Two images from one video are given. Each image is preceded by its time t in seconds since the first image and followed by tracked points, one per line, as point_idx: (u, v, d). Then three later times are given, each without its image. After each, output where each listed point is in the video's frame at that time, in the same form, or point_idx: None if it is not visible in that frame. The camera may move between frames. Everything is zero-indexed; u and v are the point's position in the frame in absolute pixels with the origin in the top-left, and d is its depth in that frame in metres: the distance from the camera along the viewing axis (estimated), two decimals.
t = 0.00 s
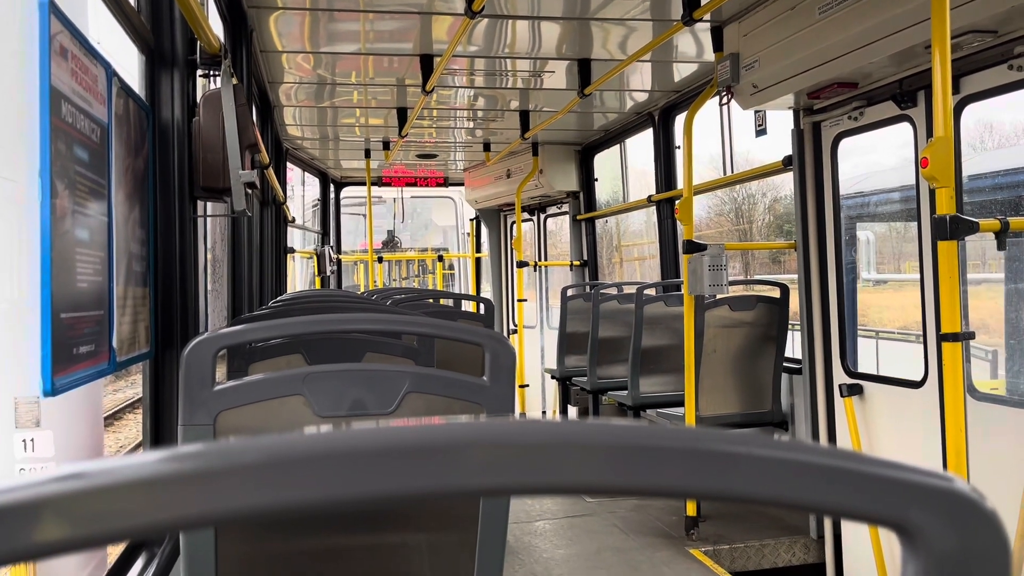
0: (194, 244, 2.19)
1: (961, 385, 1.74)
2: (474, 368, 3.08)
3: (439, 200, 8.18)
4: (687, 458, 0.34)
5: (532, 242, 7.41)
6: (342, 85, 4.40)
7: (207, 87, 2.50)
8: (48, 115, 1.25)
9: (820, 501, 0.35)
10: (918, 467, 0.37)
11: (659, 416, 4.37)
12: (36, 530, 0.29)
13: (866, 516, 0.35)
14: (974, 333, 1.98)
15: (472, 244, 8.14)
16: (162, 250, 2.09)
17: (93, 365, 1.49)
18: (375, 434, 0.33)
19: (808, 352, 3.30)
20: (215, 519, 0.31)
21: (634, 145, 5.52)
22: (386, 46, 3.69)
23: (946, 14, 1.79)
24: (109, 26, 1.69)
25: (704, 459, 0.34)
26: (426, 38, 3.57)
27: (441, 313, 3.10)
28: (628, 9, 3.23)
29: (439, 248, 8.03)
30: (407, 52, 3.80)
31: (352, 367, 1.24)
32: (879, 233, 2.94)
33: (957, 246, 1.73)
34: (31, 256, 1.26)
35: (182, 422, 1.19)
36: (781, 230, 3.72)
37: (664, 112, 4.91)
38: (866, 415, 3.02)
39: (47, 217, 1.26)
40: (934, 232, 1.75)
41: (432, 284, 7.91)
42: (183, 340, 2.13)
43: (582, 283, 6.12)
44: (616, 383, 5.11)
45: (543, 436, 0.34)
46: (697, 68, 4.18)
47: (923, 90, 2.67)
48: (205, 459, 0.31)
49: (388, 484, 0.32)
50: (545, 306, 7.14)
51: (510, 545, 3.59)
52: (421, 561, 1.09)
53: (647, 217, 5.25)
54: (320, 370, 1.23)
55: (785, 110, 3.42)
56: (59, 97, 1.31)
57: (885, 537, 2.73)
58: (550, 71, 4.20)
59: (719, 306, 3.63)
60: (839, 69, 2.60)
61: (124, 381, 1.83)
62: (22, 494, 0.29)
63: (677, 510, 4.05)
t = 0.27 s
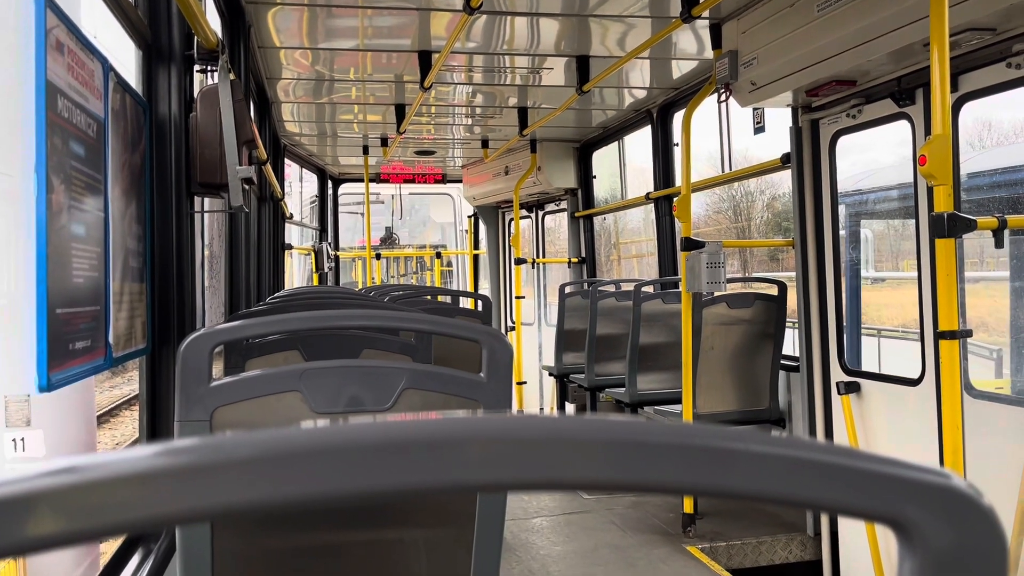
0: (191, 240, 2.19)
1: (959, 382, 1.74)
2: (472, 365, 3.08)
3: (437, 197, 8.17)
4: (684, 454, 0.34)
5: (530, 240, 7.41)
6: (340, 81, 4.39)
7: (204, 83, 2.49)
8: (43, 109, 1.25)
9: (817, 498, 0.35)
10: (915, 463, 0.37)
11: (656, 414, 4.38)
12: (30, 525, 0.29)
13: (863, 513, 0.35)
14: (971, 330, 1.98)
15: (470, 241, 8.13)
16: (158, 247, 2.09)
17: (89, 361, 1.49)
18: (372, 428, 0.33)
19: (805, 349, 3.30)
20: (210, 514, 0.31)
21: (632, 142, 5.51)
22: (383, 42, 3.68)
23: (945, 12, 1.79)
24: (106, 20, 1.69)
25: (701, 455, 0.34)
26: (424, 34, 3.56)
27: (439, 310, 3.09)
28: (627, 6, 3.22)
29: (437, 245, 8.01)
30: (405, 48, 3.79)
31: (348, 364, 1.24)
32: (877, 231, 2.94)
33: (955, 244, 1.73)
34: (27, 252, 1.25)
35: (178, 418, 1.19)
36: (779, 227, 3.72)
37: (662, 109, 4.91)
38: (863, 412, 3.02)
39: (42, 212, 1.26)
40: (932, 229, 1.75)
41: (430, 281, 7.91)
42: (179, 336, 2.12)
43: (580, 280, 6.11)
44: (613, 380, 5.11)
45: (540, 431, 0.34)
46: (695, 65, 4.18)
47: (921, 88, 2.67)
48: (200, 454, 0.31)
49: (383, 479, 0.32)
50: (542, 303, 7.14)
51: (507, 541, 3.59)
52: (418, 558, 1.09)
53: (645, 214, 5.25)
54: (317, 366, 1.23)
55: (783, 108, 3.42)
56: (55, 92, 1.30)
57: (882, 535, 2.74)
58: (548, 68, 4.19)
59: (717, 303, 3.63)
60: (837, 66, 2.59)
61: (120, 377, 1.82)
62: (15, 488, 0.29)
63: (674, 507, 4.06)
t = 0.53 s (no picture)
0: (188, 235, 2.18)
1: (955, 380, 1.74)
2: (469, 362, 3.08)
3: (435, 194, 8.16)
4: (680, 450, 0.34)
5: (528, 236, 7.41)
6: (338, 77, 4.38)
7: (201, 78, 2.48)
8: (39, 103, 1.24)
9: (813, 494, 0.35)
10: (913, 460, 0.37)
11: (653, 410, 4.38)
12: (25, 518, 0.29)
13: (858, 509, 0.35)
14: (968, 328, 1.98)
15: (467, 238, 8.13)
16: (155, 242, 2.08)
17: (86, 356, 1.49)
18: (369, 423, 0.33)
19: (802, 346, 3.31)
20: (206, 508, 0.31)
21: (630, 139, 5.51)
22: (381, 38, 3.67)
23: (942, 9, 1.79)
24: (102, 14, 1.68)
25: (697, 451, 0.34)
26: (422, 30, 3.55)
27: (436, 306, 3.09)
28: (625, 3, 3.22)
29: (434, 242, 8.01)
30: (403, 44, 3.78)
31: (345, 359, 1.24)
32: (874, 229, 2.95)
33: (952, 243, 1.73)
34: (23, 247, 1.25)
35: (175, 414, 1.19)
36: (777, 225, 3.72)
37: (660, 106, 4.91)
38: (860, 410, 3.03)
39: (39, 207, 1.25)
40: (929, 228, 1.75)
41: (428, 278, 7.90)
42: (176, 332, 2.12)
43: (578, 277, 6.12)
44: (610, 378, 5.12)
45: (538, 426, 0.34)
46: (693, 62, 4.17)
47: (919, 86, 2.67)
48: (196, 448, 0.31)
49: (380, 473, 0.32)
50: (540, 300, 7.14)
51: (504, 538, 3.60)
52: (415, 554, 1.09)
53: (642, 212, 5.25)
54: (314, 362, 1.23)
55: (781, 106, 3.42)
56: (51, 86, 1.30)
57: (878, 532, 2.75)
58: (546, 65, 4.18)
59: (714, 300, 3.63)
60: (835, 64, 2.59)
61: (117, 373, 1.82)
62: (10, 481, 0.29)
63: (671, 504, 4.07)
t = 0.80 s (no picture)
0: (184, 229, 2.17)
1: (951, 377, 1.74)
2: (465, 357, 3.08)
3: (432, 189, 8.15)
4: (678, 440, 0.34)
5: (524, 232, 7.40)
6: (335, 72, 4.36)
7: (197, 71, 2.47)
8: (33, 94, 1.23)
9: (811, 485, 0.35)
10: (910, 450, 0.36)
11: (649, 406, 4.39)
12: (15, 505, 0.28)
13: (856, 499, 0.35)
14: (964, 325, 1.99)
15: (464, 234, 8.12)
16: (150, 237, 2.07)
17: (79, 349, 1.48)
18: (365, 411, 0.33)
19: (798, 343, 3.32)
20: (198, 496, 0.30)
21: (628, 135, 5.50)
22: (378, 32, 3.65)
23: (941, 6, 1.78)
24: (97, 5, 1.67)
25: (695, 440, 0.34)
26: (419, 24, 3.54)
27: (432, 301, 3.09)
28: None
29: (431, 237, 8.00)
30: (400, 39, 3.77)
31: (341, 353, 1.23)
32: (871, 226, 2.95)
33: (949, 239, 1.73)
34: (16, 239, 1.24)
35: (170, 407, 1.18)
36: (774, 222, 3.73)
37: (658, 102, 4.90)
38: (856, 406, 3.04)
39: (32, 199, 1.24)
40: (926, 224, 1.75)
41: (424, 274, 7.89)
42: (171, 326, 2.11)
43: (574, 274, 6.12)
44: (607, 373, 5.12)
45: (535, 416, 0.33)
46: (691, 59, 4.17)
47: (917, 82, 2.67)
48: (189, 436, 0.30)
49: (375, 461, 0.32)
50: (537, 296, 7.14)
51: (499, 533, 3.60)
52: (411, 548, 1.09)
53: (639, 208, 5.25)
54: (310, 355, 1.22)
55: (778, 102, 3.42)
56: (45, 76, 1.29)
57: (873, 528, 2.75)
58: (544, 60, 4.17)
59: (711, 297, 3.64)
60: (833, 60, 2.59)
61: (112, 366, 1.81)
62: None
63: (667, 500, 4.07)
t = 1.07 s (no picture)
0: (179, 224, 2.17)
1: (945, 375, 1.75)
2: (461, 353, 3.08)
3: (428, 185, 8.14)
4: (672, 435, 0.34)
5: (521, 229, 7.40)
6: (332, 67, 4.35)
7: (193, 66, 2.46)
8: (27, 88, 1.23)
9: (804, 480, 0.35)
10: (905, 447, 0.37)
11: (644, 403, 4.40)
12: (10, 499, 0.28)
13: (848, 494, 0.35)
14: (958, 322, 1.99)
15: (460, 230, 8.11)
16: (145, 232, 2.07)
17: (74, 344, 1.48)
18: (360, 406, 0.33)
19: (793, 341, 3.33)
20: (193, 490, 0.30)
21: (624, 132, 5.51)
22: (375, 27, 3.64)
23: (937, 4, 1.79)
24: None
25: (689, 436, 0.34)
26: (416, 20, 3.53)
27: (428, 297, 3.09)
28: None
29: (427, 234, 7.99)
30: (397, 34, 3.76)
31: (337, 348, 1.23)
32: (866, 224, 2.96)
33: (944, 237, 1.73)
34: (10, 233, 1.23)
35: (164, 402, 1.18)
36: (770, 219, 3.73)
37: (654, 99, 4.90)
38: (850, 404, 3.05)
39: (27, 193, 1.23)
40: (921, 222, 1.75)
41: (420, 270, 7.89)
42: (167, 321, 2.11)
43: (570, 270, 6.12)
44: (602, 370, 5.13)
45: (531, 411, 0.33)
46: (688, 56, 4.17)
47: (912, 81, 2.67)
48: (183, 430, 0.30)
49: (369, 456, 0.32)
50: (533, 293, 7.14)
51: (495, 529, 3.60)
52: (406, 544, 1.09)
53: (636, 205, 5.25)
54: (305, 350, 1.22)
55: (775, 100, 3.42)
56: (40, 70, 1.28)
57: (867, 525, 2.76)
58: (541, 56, 4.17)
59: (707, 294, 3.64)
60: (829, 58, 2.59)
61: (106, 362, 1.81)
62: None
63: (661, 497, 4.08)
